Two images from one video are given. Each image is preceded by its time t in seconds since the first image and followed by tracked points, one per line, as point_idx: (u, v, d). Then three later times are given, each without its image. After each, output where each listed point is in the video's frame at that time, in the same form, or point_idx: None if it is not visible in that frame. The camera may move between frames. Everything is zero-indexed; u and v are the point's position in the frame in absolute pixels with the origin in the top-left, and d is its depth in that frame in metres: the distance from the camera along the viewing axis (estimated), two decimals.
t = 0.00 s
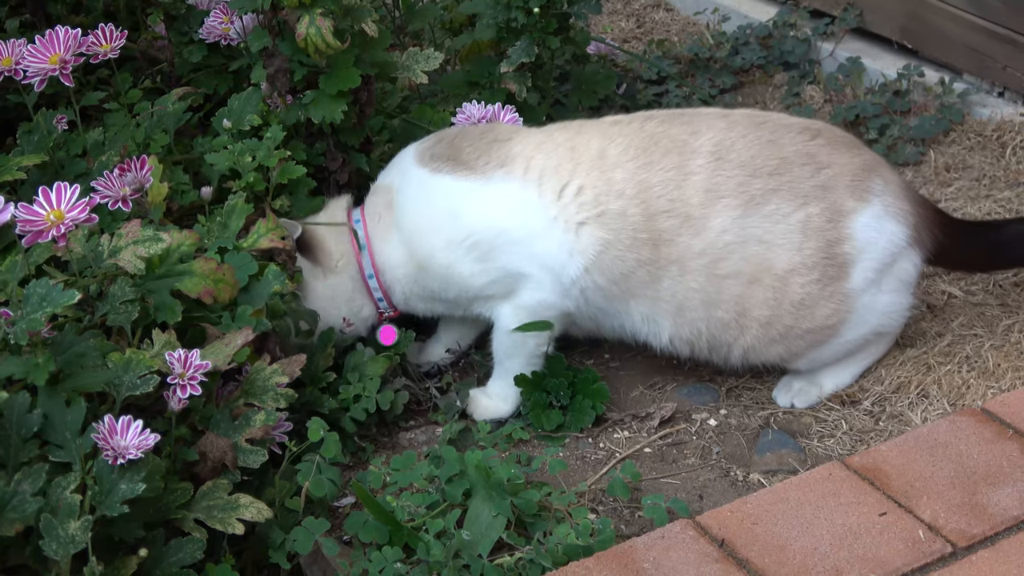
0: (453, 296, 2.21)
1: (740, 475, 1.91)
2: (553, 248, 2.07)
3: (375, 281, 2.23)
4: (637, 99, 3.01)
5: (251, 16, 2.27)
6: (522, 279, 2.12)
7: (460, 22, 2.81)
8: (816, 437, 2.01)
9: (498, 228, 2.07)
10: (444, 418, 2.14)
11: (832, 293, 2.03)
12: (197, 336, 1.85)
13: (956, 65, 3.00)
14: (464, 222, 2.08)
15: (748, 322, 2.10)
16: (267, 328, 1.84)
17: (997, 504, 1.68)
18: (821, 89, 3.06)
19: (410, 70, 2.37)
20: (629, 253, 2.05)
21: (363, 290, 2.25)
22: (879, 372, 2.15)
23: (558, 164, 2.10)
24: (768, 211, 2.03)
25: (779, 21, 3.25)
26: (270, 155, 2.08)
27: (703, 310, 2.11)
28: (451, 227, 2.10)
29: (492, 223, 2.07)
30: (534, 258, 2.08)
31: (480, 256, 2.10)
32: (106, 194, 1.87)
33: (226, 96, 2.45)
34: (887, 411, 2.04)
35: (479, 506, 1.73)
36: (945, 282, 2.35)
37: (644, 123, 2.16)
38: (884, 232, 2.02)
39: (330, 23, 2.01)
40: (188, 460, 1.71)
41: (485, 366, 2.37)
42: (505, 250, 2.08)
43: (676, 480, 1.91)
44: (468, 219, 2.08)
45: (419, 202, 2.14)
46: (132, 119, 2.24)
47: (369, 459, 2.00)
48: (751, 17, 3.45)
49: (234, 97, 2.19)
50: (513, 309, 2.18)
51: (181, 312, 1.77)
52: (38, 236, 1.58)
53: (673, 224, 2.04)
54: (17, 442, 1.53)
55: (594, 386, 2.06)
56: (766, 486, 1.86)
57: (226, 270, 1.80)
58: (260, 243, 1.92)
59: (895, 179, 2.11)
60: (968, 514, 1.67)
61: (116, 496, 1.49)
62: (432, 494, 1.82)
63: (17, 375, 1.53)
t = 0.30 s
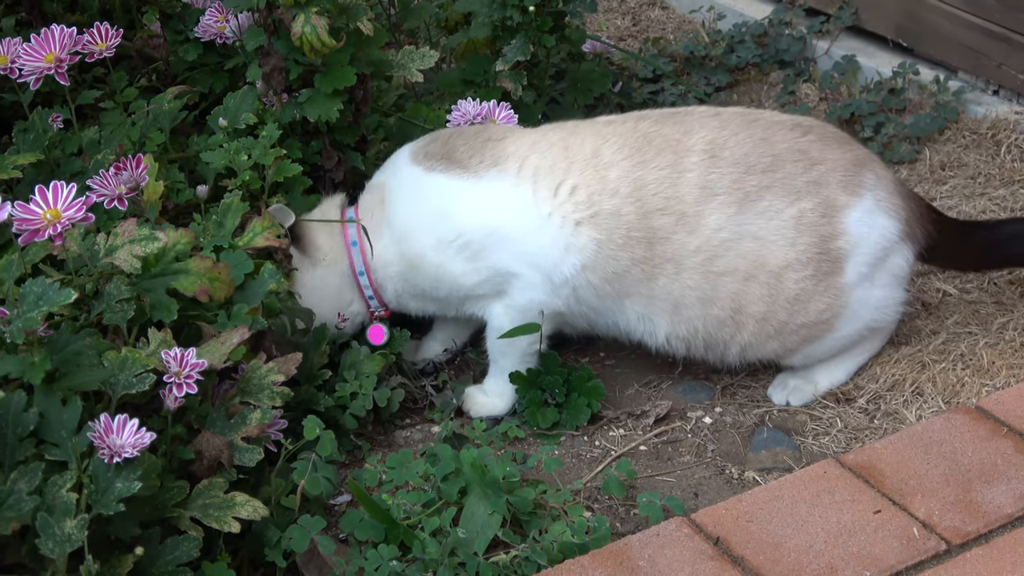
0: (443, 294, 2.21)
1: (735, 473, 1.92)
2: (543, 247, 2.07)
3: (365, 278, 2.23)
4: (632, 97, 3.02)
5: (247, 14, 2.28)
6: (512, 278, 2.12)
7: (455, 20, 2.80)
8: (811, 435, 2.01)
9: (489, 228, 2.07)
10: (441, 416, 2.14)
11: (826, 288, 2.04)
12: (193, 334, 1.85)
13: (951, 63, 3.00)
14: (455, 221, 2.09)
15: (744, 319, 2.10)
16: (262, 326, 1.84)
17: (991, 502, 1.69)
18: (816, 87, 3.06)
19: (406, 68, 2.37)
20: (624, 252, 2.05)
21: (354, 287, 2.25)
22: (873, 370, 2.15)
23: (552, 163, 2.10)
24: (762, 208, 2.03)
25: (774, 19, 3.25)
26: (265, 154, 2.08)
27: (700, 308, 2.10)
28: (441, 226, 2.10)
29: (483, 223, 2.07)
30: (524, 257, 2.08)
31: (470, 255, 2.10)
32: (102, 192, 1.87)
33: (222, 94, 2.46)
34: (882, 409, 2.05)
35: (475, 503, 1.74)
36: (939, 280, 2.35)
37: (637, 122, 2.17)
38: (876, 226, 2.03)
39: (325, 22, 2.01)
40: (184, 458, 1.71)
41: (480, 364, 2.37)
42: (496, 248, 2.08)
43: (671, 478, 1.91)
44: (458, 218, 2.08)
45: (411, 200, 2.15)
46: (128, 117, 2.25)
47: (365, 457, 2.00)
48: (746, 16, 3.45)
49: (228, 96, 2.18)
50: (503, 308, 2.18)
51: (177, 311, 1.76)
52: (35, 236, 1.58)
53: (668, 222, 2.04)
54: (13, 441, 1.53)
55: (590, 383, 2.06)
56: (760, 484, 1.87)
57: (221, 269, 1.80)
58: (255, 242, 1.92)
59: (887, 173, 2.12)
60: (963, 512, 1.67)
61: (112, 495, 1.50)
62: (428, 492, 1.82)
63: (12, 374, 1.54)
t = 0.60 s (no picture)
0: (427, 305, 2.20)
1: (731, 471, 1.92)
2: (525, 249, 2.06)
3: (348, 297, 2.21)
4: (629, 95, 3.03)
5: (244, 12, 2.28)
6: (496, 282, 2.12)
7: (451, 17, 2.85)
8: (806, 432, 2.02)
9: (470, 235, 2.06)
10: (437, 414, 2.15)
11: (803, 283, 2.05)
12: (189, 332, 1.85)
13: (947, 62, 3.01)
14: (434, 232, 2.07)
15: (722, 318, 2.11)
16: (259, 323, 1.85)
17: (986, 500, 1.69)
18: (812, 85, 3.07)
19: (402, 66, 2.38)
20: (602, 255, 2.06)
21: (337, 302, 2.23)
22: (868, 368, 2.16)
23: (529, 165, 2.11)
24: (734, 210, 2.04)
25: (770, 17, 3.25)
26: (262, 152, 2.08)
27: (677, 309, 2.11)
28: (421, 238, 2.09)
29: (463, 229, 2.06)
30: (506, 261, 2.07)
31: (451, 263, 2.09)
32: (98, 190, 1.85)
33: (218, 92, 2.46)
34: (878, 407, 2.05)
35: (471, 501, 1.74)
36: (935, 278, 2.36)
37: (610, 127, 2.18)
38: (852, 218, 2.03)
39: (321, 20, 2.01)
40: (180, 455, 1.71)
41: (476, 362, 2.37)
42: (479, 255, 2.07)
43: (667, 476, 1.92)
44: (438, 228, 2.07)
45: (388, 215, 2.13)
46: (124, 115, 2.25)
47: (361, 454, 2.01)
48: (743, 14, 3.45)
49: (225, 93, 2.18)
50: (493, 310, 2.18)
51: (173, 308, 1.77)
52: (31, 233, 1.58)
53: (644, 225, 2.04)
54: (9, 439, 1.53)
55: (586, 380, 2.07)
56: (756, 482, 1.87)
57: (218, 267, 1.81)
58: (252, 240, 1.92)
59: (865, 163, 2.13)
60: (957, 510, 1.67)
61: (108, 492, 1.50)
62: (424, 490, 1.83)
63: (8, 372, 1.54)
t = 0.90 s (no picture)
0: (424, 303, 2.20)
1: (729, 469, 1.93)
2: (523, 247, 2.06)
3: (345, 295, 2.21)
4: (627, 94, 3.04)
5: (243, 10, 2.28)
6: (492, 281, 2.12)
7: (451, 16, 2.87)
8: (804, 431, 2.02)
9: (468, 233, 2.06)
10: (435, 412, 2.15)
11: (798, 282, 2.05)
12: (189, 329, 1.85)
13: (945, 61, 3.02)
14: (433, 230, 2.08)
15: (718, 316, 2.11)
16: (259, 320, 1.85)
17: (983, 498, 1.69)
18: (810, 84, 3.08)
19: (401, 64, 2.38)
20: (598, 254, 2.06)
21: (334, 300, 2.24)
22: (866, 366, 2.16)
23: (526, 163, 2.12)
24: (730, 208, 2.04)
25: (768, 17, 3.24)
26: (261, 150, 2.09)
27: (674, 307, 2.11)
28: (418, 237, 2.09)
29: (461, 228, 2.06)
30: (504, 260, 2.08)
31: (448, 262, 2.09)
32: (99, 187, 1.85)
33: (217, 90, 2.47)
34: (875, 405, 2.06)
35: (470, 499, 1.75)
36: (933, 277, 2.36)
37: (607, 124, 2.19)
38: (849, 216, 2.03)
39: (321, 19, 2.01)
40: (180, 453, 1.72)
41: (475, 360, 2.38)
42: (477, 253, 2.07)
43: (665, 473, 1.92)
44: (437, 226, 2.07)
45: (386, 214, 2.14)
46: (123, 112, 2.26)
47: (360, 452, 2.01)
48: (741, 12, 3.45)
49: (225, 91, 2.19)
50: (489, 308, 2.18)
51: (173, 305, 1.77)
52: (32, 230, 1.58)
53: (641, 223, 2.05)
54: (9, 436, 1.53)
55: (584, 377, 2.07)
56: (754, 480, 1.88)
57: (218, 264, 1.81)
58: (251, 237, 1.92)
59: (862, 161, 2.14)
60: (955, 508, 1.68)
61: (108, 489, 1.50)
62: (423, 487, 1.83)
63: (8, 369, 1.54)
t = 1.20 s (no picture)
0: (422, 300, 2.20)
1: (727, 466, 1.93)
2: (521, 244, 2.07)
3: (343, 290, 2.21)
4: (625, 91, 3.04)
5: (243, 6, 2.28)
6: (490, 277, 2.12)
7: (450, 13, 2.81)
8: (802, 428, 2.03)
9: (467, 230, 2.07)
10: (434, 409, 2.15)
11: (796, 278, 2.06)
12: (188, 325, 1.85)
13: (944, 59, 3.02)
14: (431, 227, 2.08)
15: (716, 312, 2.12)
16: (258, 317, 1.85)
17: (981, 495, 1.70)
18: (809, 82, 3.09)
19: (400, 61, 2.38)
20: (596, 250, 2.06)
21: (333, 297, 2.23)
22: (864, 364, 2.17)
23: (524, 160, 2.12)
24: (727, 205, 2.04)
25: (766, 14, 3.24)
26: (260, 146, 2.08)
27: (672, 304, 2.12)
28: (417, 233, 2.09)
29: (459, 225, 2.07)
30: (502, 256, 2.08)
31: (446, 259, 2.10)
32: (98, 184, 1.85)
33: (215, 86, 2.47)
34: (873, 402, 2.06)
35: (468, 495, 1.75)
36: (930, 275, 2.37)
37: (605, 121, 2.19)
38: (846, 213, 2.04)
39: (320, 15, 2.01)
40: (179, 449, 1.72)
41: (473, 356, 2.38)
42: (475, 250, 2.08)
43: (664, 470, 1.93)
44: (435, 223, 2.08)
45: (384, 210, 2.14)
46: (122, 109, 2.26)
47: (359, 449, 2.01)
48: (740, 10, 3.45)
49: (224, 88, 2.19)
50: (487, 305, 2.19)
51: (172, 302, 1.77)
52: (31, 226, 1.58)
53: (638, 220, 2.05)
54: (8, 431, 1.53)
55: (582, 375, 2.08)
56: (752, 477, 1.88)
57: (216, 261, 1.80)
58: (250, 234, 1.92)
59: (859, 158, 2.14)
60: (953, 505, 1.68)
61: (107, 485, 1.51)
62: (422, 484, 1.83)
63: (8, 365, 1.54)
